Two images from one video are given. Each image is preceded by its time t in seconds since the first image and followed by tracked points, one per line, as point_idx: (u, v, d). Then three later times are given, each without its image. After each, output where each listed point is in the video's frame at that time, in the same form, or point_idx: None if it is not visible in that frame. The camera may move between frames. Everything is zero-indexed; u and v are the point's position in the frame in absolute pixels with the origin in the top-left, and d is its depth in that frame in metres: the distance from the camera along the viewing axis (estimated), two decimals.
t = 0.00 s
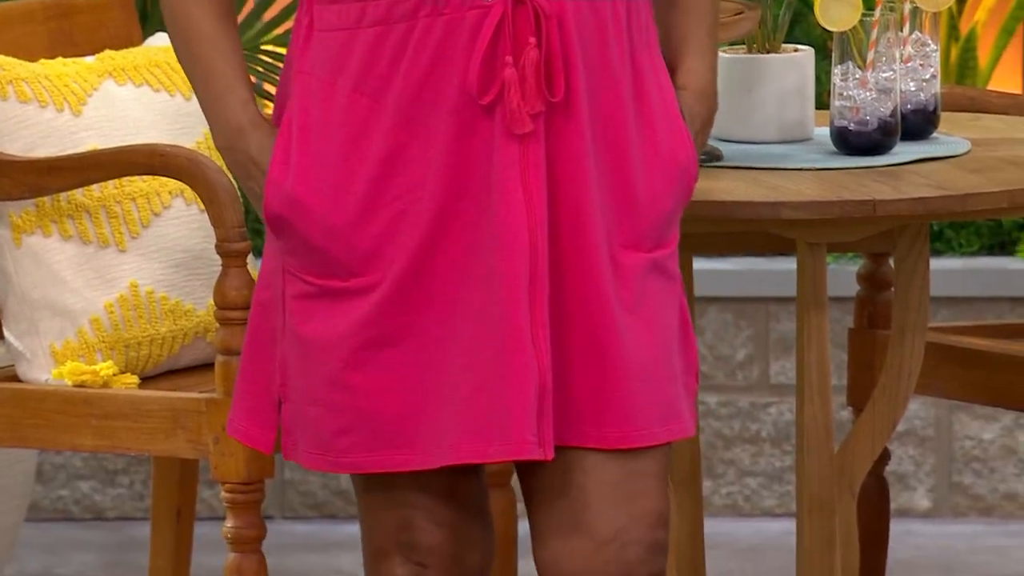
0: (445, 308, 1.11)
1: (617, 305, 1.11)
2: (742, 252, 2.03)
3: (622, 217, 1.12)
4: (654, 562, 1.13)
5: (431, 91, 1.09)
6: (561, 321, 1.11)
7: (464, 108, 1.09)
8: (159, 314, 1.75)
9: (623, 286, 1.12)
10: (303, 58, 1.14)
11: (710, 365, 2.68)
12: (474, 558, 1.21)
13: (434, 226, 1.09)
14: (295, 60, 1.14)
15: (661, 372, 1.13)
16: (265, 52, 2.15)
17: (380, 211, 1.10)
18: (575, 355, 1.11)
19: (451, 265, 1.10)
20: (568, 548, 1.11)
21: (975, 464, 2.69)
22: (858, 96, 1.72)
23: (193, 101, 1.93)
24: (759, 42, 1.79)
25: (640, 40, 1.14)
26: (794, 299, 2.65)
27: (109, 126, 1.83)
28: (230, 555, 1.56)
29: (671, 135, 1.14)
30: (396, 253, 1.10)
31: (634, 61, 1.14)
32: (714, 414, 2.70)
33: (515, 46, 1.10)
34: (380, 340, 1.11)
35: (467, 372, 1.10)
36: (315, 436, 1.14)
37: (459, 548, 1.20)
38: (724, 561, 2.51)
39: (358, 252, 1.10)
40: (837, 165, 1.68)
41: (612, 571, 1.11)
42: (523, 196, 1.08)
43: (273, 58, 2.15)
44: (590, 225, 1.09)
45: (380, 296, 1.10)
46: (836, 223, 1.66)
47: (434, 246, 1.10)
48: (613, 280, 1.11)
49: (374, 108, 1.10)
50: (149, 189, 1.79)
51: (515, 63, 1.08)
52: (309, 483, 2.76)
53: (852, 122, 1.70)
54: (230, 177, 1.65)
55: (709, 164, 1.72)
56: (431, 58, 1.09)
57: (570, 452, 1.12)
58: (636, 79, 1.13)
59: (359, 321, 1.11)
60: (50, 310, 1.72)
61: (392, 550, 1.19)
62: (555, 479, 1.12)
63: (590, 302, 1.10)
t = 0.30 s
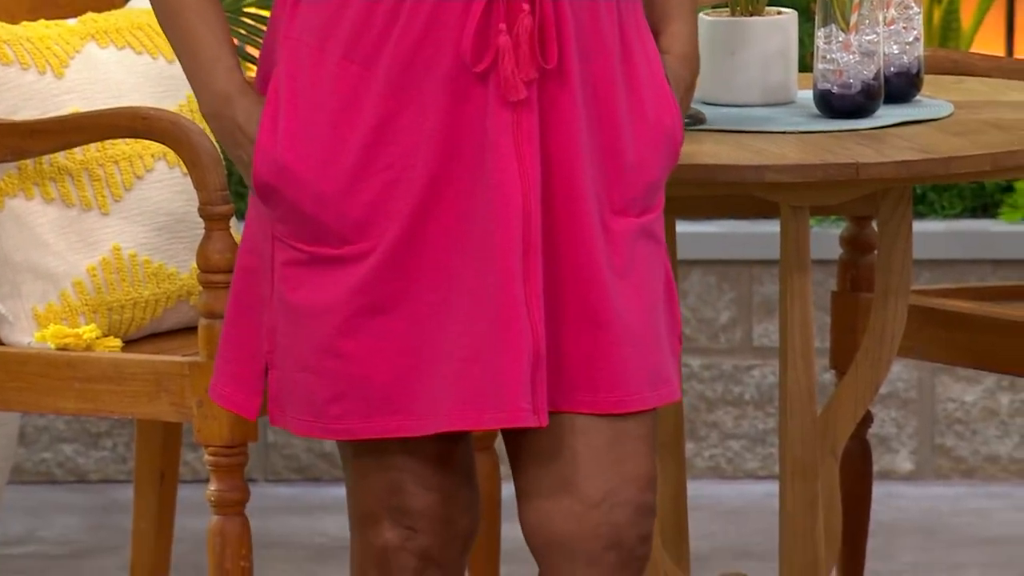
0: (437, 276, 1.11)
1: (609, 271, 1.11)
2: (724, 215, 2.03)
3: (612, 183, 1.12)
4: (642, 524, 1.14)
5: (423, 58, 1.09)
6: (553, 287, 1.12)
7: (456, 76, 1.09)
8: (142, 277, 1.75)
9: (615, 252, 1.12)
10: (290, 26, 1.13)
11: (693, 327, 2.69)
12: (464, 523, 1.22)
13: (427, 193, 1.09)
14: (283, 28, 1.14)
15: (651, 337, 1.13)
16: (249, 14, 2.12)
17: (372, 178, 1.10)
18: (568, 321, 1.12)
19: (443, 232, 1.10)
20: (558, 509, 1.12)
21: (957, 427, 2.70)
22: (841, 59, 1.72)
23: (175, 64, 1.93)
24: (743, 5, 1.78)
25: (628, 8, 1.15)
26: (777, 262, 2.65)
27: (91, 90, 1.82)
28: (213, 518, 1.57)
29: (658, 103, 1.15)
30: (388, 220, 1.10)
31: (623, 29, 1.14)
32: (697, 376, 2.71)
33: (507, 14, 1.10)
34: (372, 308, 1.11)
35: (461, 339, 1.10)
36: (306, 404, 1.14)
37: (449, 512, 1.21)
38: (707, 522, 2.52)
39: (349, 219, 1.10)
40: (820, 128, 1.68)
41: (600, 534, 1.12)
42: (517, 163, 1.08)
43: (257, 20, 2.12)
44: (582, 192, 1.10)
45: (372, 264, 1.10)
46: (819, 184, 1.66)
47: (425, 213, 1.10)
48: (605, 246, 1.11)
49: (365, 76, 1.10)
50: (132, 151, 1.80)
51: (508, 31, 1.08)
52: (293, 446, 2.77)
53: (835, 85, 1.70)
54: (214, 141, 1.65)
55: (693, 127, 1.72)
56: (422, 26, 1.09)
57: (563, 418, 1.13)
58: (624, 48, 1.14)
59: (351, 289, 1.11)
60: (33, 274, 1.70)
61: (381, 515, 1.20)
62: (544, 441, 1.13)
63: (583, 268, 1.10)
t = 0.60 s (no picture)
0: (416, 246, 1.11)
1: (588, 242, 1.11)
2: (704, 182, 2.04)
3: (592, 153, 1.12)
4: (621, 495, 1.14)
5: (400, 28, 1.09)
6: (532, 257, 1.12)
7: (433, 46, 1.09)
8: (121, 245, 1.75)
9: (594, 222, 1.12)
10: None
11: (672, 295, 2.70)
12: (447, 490, 1.23)
13: (404, 164, 1.10)
14: None
15: (633, 308, 1.13)
16: None
17: (348, 148, 1.10)
18: (546, 292, 1.12)
19: (422, 202, 1.10)
20: (536, 479, 1.12)
21: (936, 393, 2.75)
22: (820, 26, 1.72)
23: (154, 30, 1.92)
24: None
25: None
26: (756, 228, 2.66)
27: (69, 56, 1.82)
28: (192, 485, 1.58)
29: (639, 74, 1.15)
30: (367, 190, 1.10)
31: None
32: (676, 342, 2.73)
33: None
34: (350, 277, 1.11)
35: (438, 309, 1.10)
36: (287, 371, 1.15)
37: (433, 480, 1.22)
38: (686, 489, 2.53)
39: (327, 188, 1.10)
40: (799, 96, 1.68)
41: (578, 502, 1.12)
42: (493, 133, 1.08)
43: None
44: (560, 162, 1.10)
45: (350, 233, 1.10)
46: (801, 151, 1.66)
47: (403, 183, 1.10)
48: (583, 216, 1.11)
49: (343, 45, 1.10)
50: (110, 118, 1.79)
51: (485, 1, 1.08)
52: (272, 413, 2.79)
53: (815, 52, 1.70)
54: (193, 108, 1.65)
55: (674, 94, 1.72)
56: None
57: (542, 388, 1.13)
58: (604, 19, 1.14)
59: (328, 257, 1.11)
60: (11, 241, 1.70)
61: (362, 484, 1.21)
62: (524, 410, 1.13)
63: (562, 239, 1.10)
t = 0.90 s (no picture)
0: (393, 214, 1.11)
1: (570, 211, 1.11)
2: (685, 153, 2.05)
3: (574, 122, 1.13)
4: (604, 468, 1.13)
5: None
6: (513, 226, 1.12)
7: (413, 16, 1.09)
8: (101, 215, 1.75)
9: (577, 192, 1.12)
10: None
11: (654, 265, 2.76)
12: (427, 462, 1.24)
13: (380, 132, 1.09)
14: None
15: (617, 278, 1.13)
16: None
17: (326, 117, 1.10)
18: (528, 262, 1.12)
19: (401, 171, 1.10)
20: (518, 451, 1.12)
21: (916, 362, 2.77)
22: None
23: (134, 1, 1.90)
24: None
25: None
26: (736, 199, 2.72)
27: (49, 27, 1.81)
28: (173, 457, 1.58)
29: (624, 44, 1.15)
30: (342, 158, 1.10)
31: None
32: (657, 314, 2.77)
33: None
34: (325, 245, 1.11)
35: (416, 278, 1.10)
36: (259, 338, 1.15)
37: (414, 452, 1.23)
38: (667, 460, 2.55)
39: (305, 156, 1.11)
40: (780, 66, 1.69)
41: (560, 475, 1.12)
42: (472, 103, 1.08)
43: None
44: (540, 131, 1.10)
45: (325, 200, 1.10)
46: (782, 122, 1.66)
47: (380, 152, 1.10)
48: (566, 185, 1.11)
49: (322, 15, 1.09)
50: (90, 88, 1.78)
51: None
52: (253, 384, 2.80)
53: (796, 22, 1.70)
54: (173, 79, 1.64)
55: (655, 65, 1.72)
56: None
57: (524, 358, 1.13)
58: None
59: (305, 226, 1.11)
60: None
61: (344, 455, 1.21)
62: (506, 381, 1.14)
63: (544, 209, 1.10)
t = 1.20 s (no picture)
0: (363, 184, 1.11)
1: (549, 184, 1.11)
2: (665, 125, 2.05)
3: (552, 94, 1.13)
4: (583, 443, 1.14)
5: None
6: (490, 198, 1.12)
7: None
8: (82, 187, 1.75)
9: (554, 164, 1.12)
10: None
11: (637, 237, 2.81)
12: (409, 434, 1.24)
13: (352, 100, 1.10)
14: None
15: (595, 250, 1.13)
16: None
17: (301, 86, 1.11)
18: (504, 233, 1.12)
19: (375, 141, 1.10)
20: (497, 425, 1.13)
21: (896, 333, 2.78)
22: None
23: None
24: None
25: None
26: (716, 171, 2.80)
27: None
28: (154, 429, 1.59)
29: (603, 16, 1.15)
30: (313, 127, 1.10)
31: None
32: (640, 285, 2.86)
33: None
34: (295, 213, 1.12)
35: (388, 247, 1.11)
36: (225, 304, 1.15)
37: (389, 424, 1.24)
38: (649, 431, 2.56)
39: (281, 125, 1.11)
40: (761, 39, 1.69)
41: (539, 449, 1.13)
42: (446, 74, 1.09)
43: None
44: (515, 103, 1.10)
45: (295, 169, 1.11)
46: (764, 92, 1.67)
47: (353, 122, 1.10)
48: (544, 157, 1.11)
49: None
50: (70, 60, 1.78)
51: None
52: (233, 354, 2.81)
53: None
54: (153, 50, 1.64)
55: (636, 37, 1.72)
56: None
57: (501, 330, 1.14)
58: None
59: (275, 193, 1.11)
60: None
61: (324, 427, 1.22)
62: (485, 353, 1.14)
63: (520, 181, 1.10)
